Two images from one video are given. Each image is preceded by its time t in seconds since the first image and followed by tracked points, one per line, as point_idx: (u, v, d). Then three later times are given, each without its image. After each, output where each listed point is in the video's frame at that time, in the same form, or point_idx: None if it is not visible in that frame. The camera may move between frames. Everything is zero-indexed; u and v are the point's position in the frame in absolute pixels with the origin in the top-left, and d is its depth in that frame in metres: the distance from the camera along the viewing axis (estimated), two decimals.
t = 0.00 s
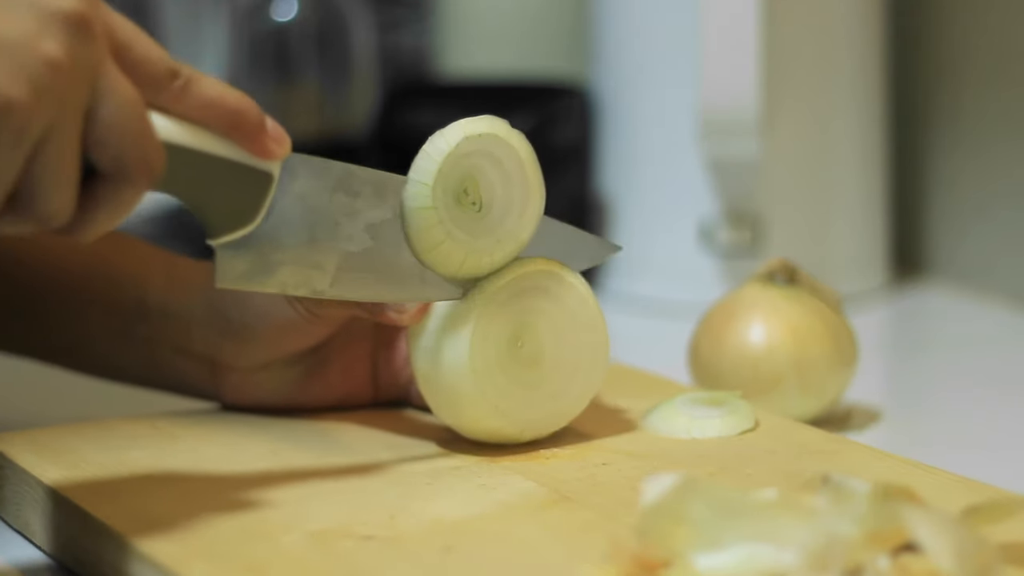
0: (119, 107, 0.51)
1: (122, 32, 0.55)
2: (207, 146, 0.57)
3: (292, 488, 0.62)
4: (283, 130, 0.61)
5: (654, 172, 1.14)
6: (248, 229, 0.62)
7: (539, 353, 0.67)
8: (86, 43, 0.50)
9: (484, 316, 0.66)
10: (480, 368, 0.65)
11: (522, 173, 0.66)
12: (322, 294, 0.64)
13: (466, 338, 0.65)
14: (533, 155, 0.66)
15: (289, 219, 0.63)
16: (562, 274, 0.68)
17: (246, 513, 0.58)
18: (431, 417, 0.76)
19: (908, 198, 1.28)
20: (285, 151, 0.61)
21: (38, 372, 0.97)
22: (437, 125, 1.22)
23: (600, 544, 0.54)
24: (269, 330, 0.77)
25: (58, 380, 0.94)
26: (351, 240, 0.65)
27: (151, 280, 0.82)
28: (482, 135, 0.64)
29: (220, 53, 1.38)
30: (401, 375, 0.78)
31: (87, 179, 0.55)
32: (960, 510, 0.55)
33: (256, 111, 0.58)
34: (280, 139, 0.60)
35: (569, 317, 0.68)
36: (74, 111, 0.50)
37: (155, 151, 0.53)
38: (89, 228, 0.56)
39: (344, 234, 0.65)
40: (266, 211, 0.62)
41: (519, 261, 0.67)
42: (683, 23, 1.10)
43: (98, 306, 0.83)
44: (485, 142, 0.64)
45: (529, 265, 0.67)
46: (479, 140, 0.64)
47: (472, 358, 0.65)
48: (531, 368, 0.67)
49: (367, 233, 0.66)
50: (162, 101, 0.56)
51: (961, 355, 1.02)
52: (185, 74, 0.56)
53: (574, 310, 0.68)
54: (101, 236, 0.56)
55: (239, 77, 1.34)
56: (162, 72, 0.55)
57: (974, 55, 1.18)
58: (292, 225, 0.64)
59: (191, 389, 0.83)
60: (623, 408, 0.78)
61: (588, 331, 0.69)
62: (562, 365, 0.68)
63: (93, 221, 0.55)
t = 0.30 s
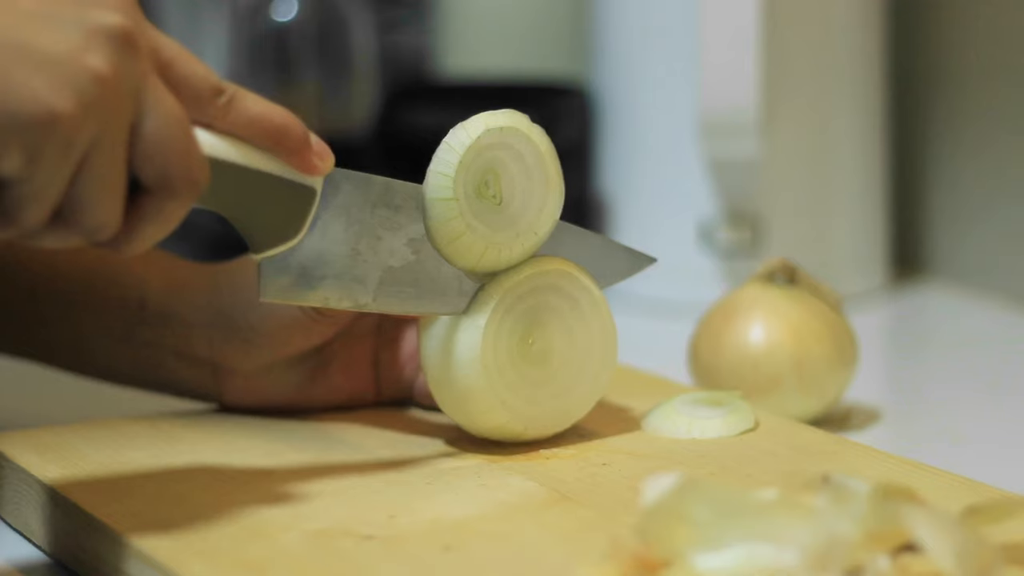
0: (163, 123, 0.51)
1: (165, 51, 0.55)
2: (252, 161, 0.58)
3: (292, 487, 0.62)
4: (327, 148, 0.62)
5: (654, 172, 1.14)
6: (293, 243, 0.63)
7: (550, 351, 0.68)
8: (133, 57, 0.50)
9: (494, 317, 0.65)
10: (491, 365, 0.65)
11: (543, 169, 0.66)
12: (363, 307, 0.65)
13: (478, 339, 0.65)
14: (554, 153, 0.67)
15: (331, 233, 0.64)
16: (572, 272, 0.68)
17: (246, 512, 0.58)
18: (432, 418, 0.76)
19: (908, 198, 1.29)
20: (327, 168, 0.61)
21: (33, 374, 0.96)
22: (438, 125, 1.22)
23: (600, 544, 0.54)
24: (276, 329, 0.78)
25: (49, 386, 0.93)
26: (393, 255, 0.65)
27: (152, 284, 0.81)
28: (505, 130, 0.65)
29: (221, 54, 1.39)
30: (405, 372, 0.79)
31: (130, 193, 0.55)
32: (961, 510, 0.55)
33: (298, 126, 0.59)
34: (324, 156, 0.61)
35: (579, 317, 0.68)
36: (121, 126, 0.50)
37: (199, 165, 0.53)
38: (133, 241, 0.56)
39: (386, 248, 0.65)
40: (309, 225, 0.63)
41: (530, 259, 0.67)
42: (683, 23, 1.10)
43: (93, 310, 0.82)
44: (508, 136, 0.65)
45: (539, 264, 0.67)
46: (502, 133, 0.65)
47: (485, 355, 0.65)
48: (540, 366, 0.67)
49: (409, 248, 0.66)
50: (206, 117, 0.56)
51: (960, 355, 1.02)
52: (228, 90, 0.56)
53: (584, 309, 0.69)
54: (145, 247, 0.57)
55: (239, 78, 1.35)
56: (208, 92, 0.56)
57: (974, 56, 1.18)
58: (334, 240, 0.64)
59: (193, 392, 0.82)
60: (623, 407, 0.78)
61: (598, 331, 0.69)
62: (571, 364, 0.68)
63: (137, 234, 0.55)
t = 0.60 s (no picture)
0: (169, 132, 0.51)
1: (169, 56, 0.54)
2: (256, 166, 0.58)
3: (292, 488, 0.62)
4: (329, 150, 0.61)
5: (653, 173, 1.14)
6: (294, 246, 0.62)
7: (551, 353, 0.68)
8: (138, 68, 0.49)
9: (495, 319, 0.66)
10: (492, 366, 0.66)
11: (547, 172, 0.66)
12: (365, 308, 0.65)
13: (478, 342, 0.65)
14: (561, 157, 0.67)
15: (333, 235, 0.63)
16: (576, 274, 0.68)
17: (246, 514, 0.58)
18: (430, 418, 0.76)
19: (908, 198, 1.29)
20: (331, 171, 0.61)
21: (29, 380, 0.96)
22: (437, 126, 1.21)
23: (600, 544, 0.54)
24: (263, 336, 0.77)
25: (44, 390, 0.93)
26: (395, 258, 0.65)
27: (131, 293, 0.81)
28: (510, 132, 0.65)
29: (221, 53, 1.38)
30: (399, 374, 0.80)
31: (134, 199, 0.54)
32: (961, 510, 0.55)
33: (302, 131, 0.58)
34: (327, 161, 0.60)
35: (581, 319, 0.68)
36: (126, 137, 0.50)
37: (203, 172, 0.53)
38: (136, 247, 0.55)
39: (387, 251, 0.65)
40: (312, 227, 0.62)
41: (532, 262, 0.67)
42: (683, 22, 1.10)
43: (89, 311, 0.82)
44: (513, 139, 0.65)
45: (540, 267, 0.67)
46: (507, 136, 0.65)
47: (485, 357, 0.65)
48: (541, 368, 0.67)
49: (412, 251, 0.66)
50: (210, 123, 0.55)
51: (961, 355, 1.02)
52: (234, 97, 0.56)
53: (586, 313, 0.68)
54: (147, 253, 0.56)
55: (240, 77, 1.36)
56: (216, 98, 0.55)
57: (974, 55, 1.18)
58: (336, 242, 0.64)
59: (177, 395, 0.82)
60: (624, 407, 0.78)
61: (599, 335, 0.69)
62: (572, 366, 0.68)
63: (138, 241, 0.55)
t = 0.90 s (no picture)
0: (121, 87, 0.49)
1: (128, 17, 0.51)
2: (201, 137, 0.54)
3: (291, 488, 0.62)
4: (280, 131, 0.59)
5: (653, 173, 1.14)
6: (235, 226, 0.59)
7: (549, 347, 0.68)
8: (93, 18, 0.48)
9: (491, 312, 0.66)
10: (483, 359, 0.66)
11: (494, 171, 0.65)
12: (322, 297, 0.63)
13: (473, 333, 0.66)
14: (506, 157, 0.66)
15: (276, 218, 0.60)
16: (575, 274, 0.68)
17: (246, 513, 0.58)
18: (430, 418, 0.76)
19: (908, 198, 1.28)
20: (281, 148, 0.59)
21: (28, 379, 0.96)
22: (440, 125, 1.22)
23: (600, 544, 0.54)
24: (265, 338, 0.77)
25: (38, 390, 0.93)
26: (337, 248, 0.62)
27: (130, 293, 0.81)
28: (454, 129, 0.63)
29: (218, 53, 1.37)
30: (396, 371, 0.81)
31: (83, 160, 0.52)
32: (961, 510, 0.55)
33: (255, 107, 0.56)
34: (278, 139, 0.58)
35: (578, 314, 0.68)
36: (78, 84, 0.48)
37: (150, 134, 0.51)
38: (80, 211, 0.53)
39: (330, 239, 0.62)
40: (255, 207, 0.59)
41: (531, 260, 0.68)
42: (684, 23, 1.10)
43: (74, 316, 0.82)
44: (460, 136, 0.64)
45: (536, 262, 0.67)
46: (454, 132, 0.64)
47: (479, 349, 0.66)
48: (536, 363, 0.67)
49: (353, 241, 0.63)
50: (161, 90, 0.52)
51: (960, 355, 1.02)
52: (186, 63, 0.53)
53: (583, 308, 0.69)
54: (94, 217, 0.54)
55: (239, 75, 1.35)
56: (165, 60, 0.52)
57: (974, 55, 1.18)
58: (278, 226, 0.60)
59: (178, 396, 0.82)
60: (623, 407, 0.78)
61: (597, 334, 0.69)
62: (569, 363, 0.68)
63: (87, 203, 0.52)
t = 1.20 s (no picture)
0: (225, 143, 0.48)
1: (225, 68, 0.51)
2: (295, 187, 0.57)
3: (291, 488, 0.62)
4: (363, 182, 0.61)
5: (653, 173, 1.14)
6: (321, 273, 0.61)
7: (558, 355, 0.68)
8: (200, 72, 0.46)
9: (503, 320, 0.65)
10: (494, 368, 0.65)
11: (521, 195, 0.65)
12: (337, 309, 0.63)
13: (485, 342, 0.65)
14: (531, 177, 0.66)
15: (360, 267, 0.62)
16: (588, 281, 0.68)
17: (246, 513, 0.58)
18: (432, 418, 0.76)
19: (908, 197, 1.28)
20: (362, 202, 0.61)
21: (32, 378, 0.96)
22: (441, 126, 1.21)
23: (600, 543, 0.54)
24: (268, 338, 0.78)
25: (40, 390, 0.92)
26: (416, 295, 0.64)
27: (130, 293, 0.80)
28: (481, 155, 0.63)
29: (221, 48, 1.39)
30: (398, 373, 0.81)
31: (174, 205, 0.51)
32: (961, 511, 0.55)
33: (346, 158, 0.58)
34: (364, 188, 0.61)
35: (590, 322, 0.68)
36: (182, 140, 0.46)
37: (249, 188, 0.50)
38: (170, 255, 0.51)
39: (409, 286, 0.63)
40: (340, 256, 0.61)
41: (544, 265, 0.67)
42: (684, 22, 1.10)
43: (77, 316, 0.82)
44: (485, 161, 0.64)
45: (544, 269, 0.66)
46: (480, 158, 0.63)
47: (489, 359, 0.65)
48: (545, 370, 0.67)
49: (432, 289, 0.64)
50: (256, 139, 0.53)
51: (960, 355, 1.02)
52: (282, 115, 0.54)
53: (591, 315, 0.68)
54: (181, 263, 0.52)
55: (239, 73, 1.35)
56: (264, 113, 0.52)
57: (974, 56, 1.18)
58: (362, 274, 0.62)
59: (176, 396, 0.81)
60: (623, 407, 0.78)
61: (603, 340, 0.69)
62: (574, 370, 0.68)
63: (183, 247, 0.51)
